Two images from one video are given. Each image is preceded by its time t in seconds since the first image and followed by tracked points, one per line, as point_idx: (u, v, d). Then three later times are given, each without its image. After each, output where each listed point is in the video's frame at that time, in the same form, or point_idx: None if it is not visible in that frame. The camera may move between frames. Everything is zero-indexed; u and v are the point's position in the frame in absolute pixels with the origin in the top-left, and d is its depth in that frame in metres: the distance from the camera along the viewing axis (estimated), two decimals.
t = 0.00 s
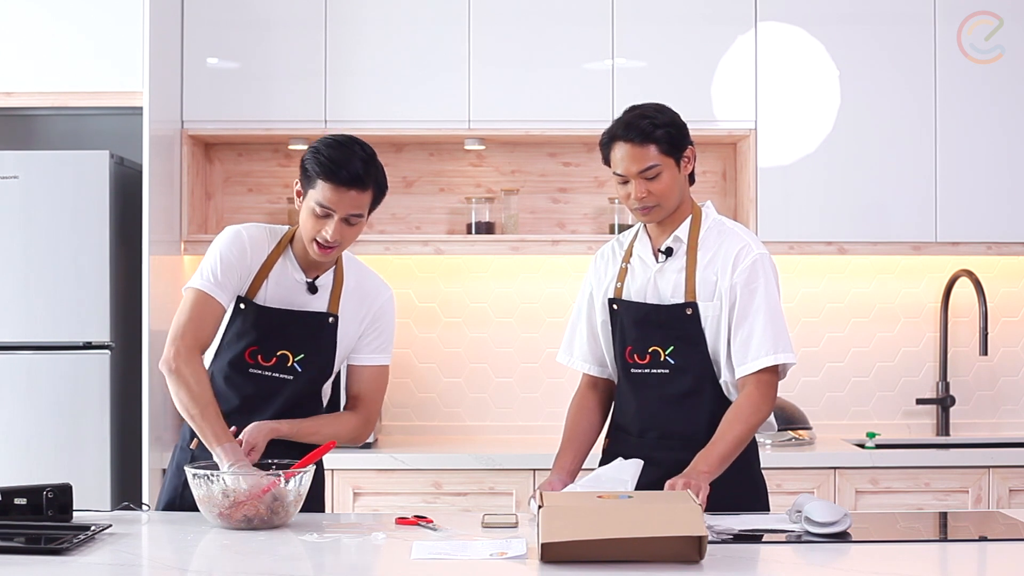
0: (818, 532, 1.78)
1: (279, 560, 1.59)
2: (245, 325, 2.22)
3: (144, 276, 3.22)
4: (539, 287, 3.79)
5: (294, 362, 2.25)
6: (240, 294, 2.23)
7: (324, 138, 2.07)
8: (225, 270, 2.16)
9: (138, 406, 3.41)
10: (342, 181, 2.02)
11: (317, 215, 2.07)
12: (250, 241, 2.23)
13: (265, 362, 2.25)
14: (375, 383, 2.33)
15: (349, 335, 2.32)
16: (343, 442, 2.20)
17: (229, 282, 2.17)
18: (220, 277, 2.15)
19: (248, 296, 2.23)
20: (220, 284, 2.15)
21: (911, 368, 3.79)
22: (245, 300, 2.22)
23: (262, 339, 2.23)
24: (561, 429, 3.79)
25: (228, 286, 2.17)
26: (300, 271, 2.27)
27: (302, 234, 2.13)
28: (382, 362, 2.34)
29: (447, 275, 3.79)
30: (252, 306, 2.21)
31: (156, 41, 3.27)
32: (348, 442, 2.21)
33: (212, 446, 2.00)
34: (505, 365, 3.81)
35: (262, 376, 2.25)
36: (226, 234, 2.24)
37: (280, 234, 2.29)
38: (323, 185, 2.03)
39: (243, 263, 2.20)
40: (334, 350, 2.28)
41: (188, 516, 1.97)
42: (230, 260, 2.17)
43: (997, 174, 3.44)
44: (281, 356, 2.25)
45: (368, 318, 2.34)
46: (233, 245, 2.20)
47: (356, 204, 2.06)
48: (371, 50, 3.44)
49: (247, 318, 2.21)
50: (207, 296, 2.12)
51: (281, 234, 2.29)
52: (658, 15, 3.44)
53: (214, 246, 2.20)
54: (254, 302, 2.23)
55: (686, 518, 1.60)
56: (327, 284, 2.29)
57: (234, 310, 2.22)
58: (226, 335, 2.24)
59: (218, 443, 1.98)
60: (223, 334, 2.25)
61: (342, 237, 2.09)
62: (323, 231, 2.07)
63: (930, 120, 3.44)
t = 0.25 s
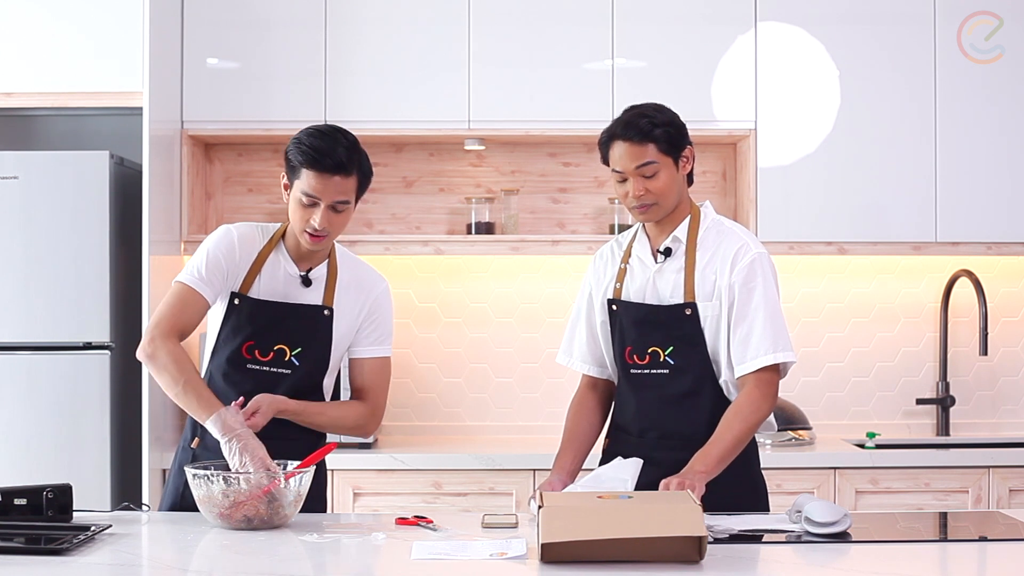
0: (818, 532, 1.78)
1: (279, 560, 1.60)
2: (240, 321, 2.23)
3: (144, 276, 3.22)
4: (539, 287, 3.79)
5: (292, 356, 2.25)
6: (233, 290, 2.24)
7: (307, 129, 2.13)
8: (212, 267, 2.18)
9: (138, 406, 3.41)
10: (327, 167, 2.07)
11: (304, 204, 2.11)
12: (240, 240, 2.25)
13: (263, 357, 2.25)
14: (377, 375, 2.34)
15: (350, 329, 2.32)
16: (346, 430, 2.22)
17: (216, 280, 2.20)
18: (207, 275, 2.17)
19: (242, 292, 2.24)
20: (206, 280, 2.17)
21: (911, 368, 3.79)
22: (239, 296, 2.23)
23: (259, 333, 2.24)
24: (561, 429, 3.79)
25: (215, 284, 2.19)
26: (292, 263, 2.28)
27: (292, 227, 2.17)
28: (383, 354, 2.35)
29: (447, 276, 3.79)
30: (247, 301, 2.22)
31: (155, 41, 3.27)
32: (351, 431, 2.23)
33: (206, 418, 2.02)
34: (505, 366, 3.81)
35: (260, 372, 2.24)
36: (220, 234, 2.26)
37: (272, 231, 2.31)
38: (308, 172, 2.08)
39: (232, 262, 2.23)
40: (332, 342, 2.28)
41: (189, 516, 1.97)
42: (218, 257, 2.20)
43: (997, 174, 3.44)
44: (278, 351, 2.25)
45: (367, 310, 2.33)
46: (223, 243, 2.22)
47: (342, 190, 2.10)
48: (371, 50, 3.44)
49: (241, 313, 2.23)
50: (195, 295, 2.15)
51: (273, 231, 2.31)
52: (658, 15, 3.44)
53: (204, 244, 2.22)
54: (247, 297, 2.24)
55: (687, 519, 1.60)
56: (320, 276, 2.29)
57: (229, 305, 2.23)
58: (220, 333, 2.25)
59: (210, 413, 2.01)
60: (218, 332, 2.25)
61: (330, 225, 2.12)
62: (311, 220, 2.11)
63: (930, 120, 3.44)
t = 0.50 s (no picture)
0: (818, 532, 1.78)
1: (279, 560, 1.59)
2: (237, 320, 2.23)
3: (144, 276, 3.22)
4: (539, 287, 3.79)
5: (290, 353, 2.25)
6: (229, 289, 2.25)
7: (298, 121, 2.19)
8: (204, 270, 2.19)
9: (138, 406, 3.41)
10: (335, 143, 2.15)
11: (313, 186, 2.14)
12: (231, 240, 2.25)
13: (261, 356, 2.25)
14: (374, 369, 2.37)
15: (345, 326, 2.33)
16: (347, 425, 2.24)
17: (208, 282, 2.21)
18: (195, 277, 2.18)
19: (238, 291, 2.24)
20: (197, 282, 2.18)
21: (911, 368, 3.79)
22: (236, 295, 2.23)
23: (256, 332, 2.24)
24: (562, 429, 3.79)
25: (207, 286, 2.20)
26: (286, 262, 2.28)
27: (297, 217, 2.18)
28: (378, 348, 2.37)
29: (447, 276, 3.79)
30: (243, 301, 2.22)
31: (155, 41, 3.27)
32: (352, 427, 2.25)
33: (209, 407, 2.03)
34: (505, 366, 3.81)
35: (259, 371, 2.24)
36: (211, 235, 2.26)
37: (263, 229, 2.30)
38: (316, 151, 2.14)
39: (225, 263, 2.23)
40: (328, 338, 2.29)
41: (189, 516, 1.97)
42: (210, 260, 2.20)
43: (997, 174, 3.44)
44: (276, 349, 2.25)
45: (362, 306, 2.35)
46: (215, 246, 2.22)
47: (349, 166, 2.18)
48: (371, 50, 3.44)
49: (239, 311, 2.22)
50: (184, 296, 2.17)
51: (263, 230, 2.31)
52: (658, 15, 3.44)
53: (196, 246, 2.22)
54: (244, 296, 2.24)
55: (686, 519, 1.60)
56: (315, 274, 2.30)
57: (225, 305, 2.23)
58: (217, 333, 2.24)
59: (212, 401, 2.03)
60: (215, 333, 2.25)
61: (342, 203, 2.17)
62: (325, 199, 2.15)
63: (930, 120, 3.44)
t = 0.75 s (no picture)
0: (818, 532, 1.78)
1: (279, 560, 1.60)
2: (238, 323, 2.23)
3: (144, 276, 3.22)
4: (539, 287, 3.79)
5: (290, 354, 2.25)
6: (230, 293, 2.24)
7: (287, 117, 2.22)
8: (207, 274, 2.16)
9: (138, 406, 3.41)
10: (332, 132, 2.19)
11: (315, 175, 2.17)
12: (229, 243, 2.23)
13: (261, 358, 2.25)
14: (361, 367, 2.35)
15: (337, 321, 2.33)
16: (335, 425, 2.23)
17: (213, 286, 2.18)
18: (203, 279, 2.15)
19: (238, 295, 2.23)
20: (202, 287, 2.15)
21: (911, 368, 3.79)
22: (235, 300, 2.22)
23: (256, 335, 2.24)
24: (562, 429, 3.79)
25: (212, 290, 2.18)
26: (281, 262, 2.27)
27: (298, 212, 2.19)
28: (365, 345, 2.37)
29: (447, 276, 3.79)
30: (243, 305, 2.22)
31: (155, 41, 3.27)
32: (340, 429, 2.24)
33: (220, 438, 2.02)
34: (505, 366, 3.81)
35: (260, 373, 2.24)
36: (206, 239, 2.24)
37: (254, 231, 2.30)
38: (314, 142, 2.18)
39: (226, 266, 2.21)
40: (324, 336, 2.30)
41: (188, 516, 1.97)
42: (212, 264, 2.18)
43: (997, 174, 3.44)
44: (276, 351, 2.25)
45: (351, 303, 2.36)
46: (214, 249, 2.20)
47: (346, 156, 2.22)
48: (371, 50, 3.44)
49: (239, 316, 2.22)
50: (193, 300, 2.13)
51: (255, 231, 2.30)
52: (657, 15, 3.44)
53: (194, 251, 2.20)
54: (244, 301, 2.24)
55: (687, 518, 1.60)
56: (309, 274, 2.31)
57: (225, 309, 2.23)
58: (218, 336, 2.24)
59: (225, 434, 2.01)
60: (215, 336, 2.25)
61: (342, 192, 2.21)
62: (328, 188, 2.18)
63: (930, 120, 3.44)
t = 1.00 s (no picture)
0: (818, 532, 1.78)
1: (279, 560, 1.59)
2: (236, 322, 2.22)
3: (144, 276, 3.22)
4: (539, 287, 3.79)
5: (286, 354, 2.26)
6: (226, 293, 2.23)
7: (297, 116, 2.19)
8: (206, 273, 2.16)
9: (138, 406, 3.41)
10: (329, 144, 2.15)
11: (308, 186, 2.14)
12: (227, 243, 2.23)
13: (257, 358, 2.25)
14: (354, 367, 2.35)
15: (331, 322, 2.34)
16: (328, 429, 2.22)
17: (211, 285, 2.17)
18: (202, 278, 2.15)
19: (235, 295, 2.23)
20: (201, 285, 2.15)
21: (911, 368, 3.79)
22: (233, 299, 2.22)
23: (252, 334, 2.23)
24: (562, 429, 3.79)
25: (211, 290, 2.17)
26: (278, 262, 2.28)
27: (290, 216, 2.18)
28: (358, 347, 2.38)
29: (447, 276, 3.79)
30: (243, 304, 2.22)
31: (156, 41, 3.27)
32: (333, 431, 2.24)
33: (218, 448, 2.01)
34: (505, 366, 3.81)
35: (256, 373, 2.24)
36: (202, 239, 2.23)
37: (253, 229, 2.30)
38: (309, 151, 2.14)
39: (223, 266, 2.20)
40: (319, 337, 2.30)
41: (188, 516, 1.97)
42: (210, 263, 2.17)
43: (997, 174, 3.44)
44: (272, 350, 2.25)
45: (346, 305, 2.37)
46: (212, 249, 2.19)
47: (341, 167, 2.18)
48: (371, 50, 3.44)
49: (237, 315, 2.22)
50: (194, 300, 2.13)
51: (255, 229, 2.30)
52: (657, 15, 3.44)
53: (192, 250, 2.19)
54: (241, 300, 2.23)
55: (687, 518, 1.60)
56: (305, 274, 2.31)
57: (222, 309, 2.22)
58: (214, 336, 2.23)
59: (223, 442, 2.01)
60: (211, 335, 2.24)
61: (335, 205, 2.18)
62: (318, 200, 2.15)
63: (930, 120, 3.44)
